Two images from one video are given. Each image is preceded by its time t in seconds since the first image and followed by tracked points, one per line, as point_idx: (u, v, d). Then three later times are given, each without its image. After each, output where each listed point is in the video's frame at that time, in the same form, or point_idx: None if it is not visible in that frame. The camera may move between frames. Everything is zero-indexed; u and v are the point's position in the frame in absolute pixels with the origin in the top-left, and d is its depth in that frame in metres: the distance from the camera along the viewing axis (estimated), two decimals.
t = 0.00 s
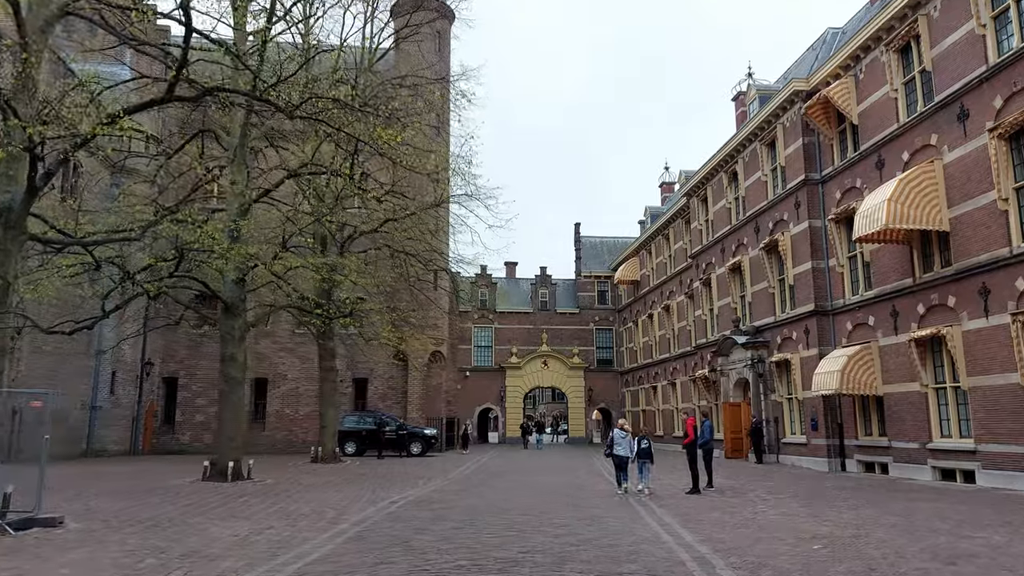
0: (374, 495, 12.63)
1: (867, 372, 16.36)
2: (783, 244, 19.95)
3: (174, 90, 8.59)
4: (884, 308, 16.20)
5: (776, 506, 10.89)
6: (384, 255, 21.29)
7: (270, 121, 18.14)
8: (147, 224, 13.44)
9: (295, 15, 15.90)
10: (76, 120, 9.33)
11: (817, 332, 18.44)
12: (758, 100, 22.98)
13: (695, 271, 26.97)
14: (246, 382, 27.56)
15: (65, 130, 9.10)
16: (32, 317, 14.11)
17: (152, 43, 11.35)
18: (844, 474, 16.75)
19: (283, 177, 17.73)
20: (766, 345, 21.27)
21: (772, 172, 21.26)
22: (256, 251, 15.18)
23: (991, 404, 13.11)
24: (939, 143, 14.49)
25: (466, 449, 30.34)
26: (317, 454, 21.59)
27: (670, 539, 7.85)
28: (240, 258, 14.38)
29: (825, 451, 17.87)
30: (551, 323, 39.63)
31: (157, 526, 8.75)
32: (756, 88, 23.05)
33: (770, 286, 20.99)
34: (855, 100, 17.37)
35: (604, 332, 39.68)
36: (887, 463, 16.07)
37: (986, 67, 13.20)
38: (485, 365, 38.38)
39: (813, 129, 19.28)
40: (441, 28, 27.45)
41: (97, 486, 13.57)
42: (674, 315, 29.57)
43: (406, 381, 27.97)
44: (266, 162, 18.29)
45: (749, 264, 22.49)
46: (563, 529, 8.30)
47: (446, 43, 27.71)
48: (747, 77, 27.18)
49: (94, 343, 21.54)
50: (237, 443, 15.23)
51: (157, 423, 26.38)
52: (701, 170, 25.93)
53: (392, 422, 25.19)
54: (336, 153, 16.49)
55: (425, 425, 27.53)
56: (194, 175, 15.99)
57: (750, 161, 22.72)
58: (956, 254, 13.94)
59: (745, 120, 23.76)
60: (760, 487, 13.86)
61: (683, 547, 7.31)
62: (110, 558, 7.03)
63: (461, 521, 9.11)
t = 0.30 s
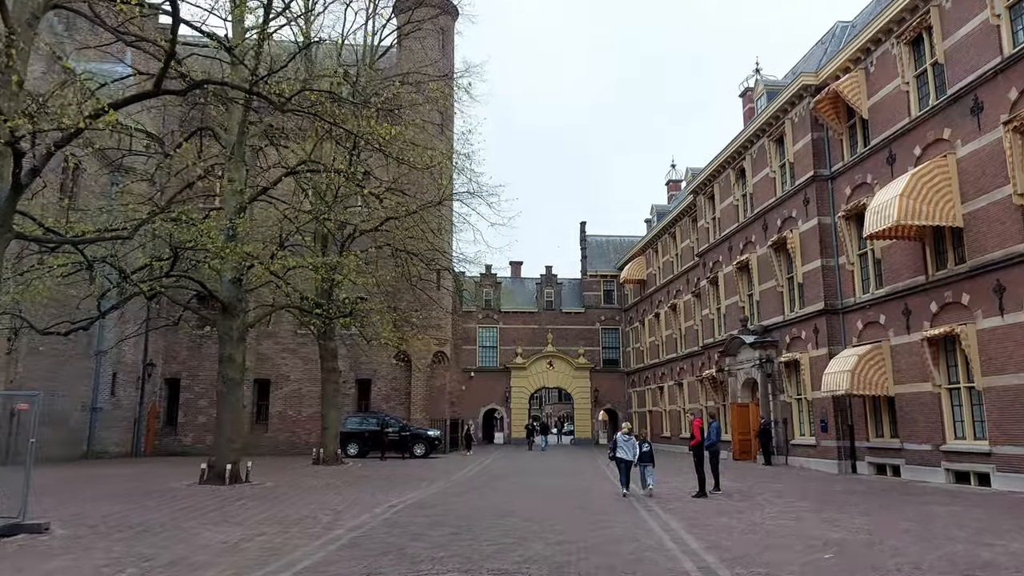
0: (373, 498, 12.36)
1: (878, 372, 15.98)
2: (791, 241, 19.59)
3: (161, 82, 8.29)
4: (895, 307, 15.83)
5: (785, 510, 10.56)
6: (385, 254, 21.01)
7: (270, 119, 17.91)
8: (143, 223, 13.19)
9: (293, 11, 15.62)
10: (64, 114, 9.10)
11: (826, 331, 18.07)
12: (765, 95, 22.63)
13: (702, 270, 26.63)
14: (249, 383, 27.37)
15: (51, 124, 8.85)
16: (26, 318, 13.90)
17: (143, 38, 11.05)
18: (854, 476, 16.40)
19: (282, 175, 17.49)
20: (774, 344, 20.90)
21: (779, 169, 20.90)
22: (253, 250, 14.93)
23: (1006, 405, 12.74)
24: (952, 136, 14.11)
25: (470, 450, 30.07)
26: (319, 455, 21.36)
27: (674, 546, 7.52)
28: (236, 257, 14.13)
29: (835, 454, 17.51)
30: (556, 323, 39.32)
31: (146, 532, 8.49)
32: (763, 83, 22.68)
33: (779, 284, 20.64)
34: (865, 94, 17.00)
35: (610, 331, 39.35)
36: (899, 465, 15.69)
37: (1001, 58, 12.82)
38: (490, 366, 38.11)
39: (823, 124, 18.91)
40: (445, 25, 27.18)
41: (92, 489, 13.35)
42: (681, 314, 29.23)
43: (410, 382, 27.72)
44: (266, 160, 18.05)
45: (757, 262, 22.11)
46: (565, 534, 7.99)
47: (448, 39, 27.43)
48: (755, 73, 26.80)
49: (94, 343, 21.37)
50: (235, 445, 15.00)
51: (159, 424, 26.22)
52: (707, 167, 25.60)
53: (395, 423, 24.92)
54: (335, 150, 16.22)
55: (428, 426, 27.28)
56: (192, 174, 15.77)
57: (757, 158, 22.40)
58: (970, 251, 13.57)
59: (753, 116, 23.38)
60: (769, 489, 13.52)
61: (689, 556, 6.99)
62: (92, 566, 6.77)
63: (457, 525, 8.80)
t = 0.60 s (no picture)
0: (367, 501, 12.06)
1: (885, 371, 15.62)
2: (796, 238, 19.24)
3: (142, 71, 8.02)
4: (902, 305, 15.47)
5: (790, 514, 10.22)
6: (383, 252, 20.72)
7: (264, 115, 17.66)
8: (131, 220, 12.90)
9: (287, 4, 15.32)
10: (45, 104, 8.80)
11: (832, 330, 17.72)
12: (769, 90, 22.28)
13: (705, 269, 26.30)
14: (247, 382, 27.12)
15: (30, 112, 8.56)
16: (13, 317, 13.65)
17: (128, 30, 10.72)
18: (859, 478, 16.05)
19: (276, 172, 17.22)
20: (778, 343, 20.56)
21: (783, 165, 20.55)
22: (245, 247, 14.64)
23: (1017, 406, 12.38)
24: (961, 130, 13.77)
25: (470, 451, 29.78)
26: (316, 456, 21.09)
27: (674, 553, 7.21)
28: (226, 255, 13.85)
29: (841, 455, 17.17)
30: (558, 322, 38.99)
31: (126, 537, 8.21)
32: (767, 78, 22.35)
33: (783, 282, 20.29)
34: (871, 87, 16.66)
35: (612, 331, 39.02)
36: (906, 467, 15.33)
37: (1011, 49, 12.46)
38: (491, 365, 37.82)
39: (828, 119, 18.57)
40: (445, 22, 26.93)
41: (80, 490, 13.10)
42: (684, 313, 28.89)
43: (410, 381, 27.44)
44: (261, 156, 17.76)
45: (760, 260, 21.78)
46: (561, 540, 7.68)
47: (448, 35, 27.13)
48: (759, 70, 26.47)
49: (89, 342, 21.16)
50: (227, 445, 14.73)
51: (156, 424, 25.98)
52: (710, 164, 25.27)
53: (394, 424, 24.63)
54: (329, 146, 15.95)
55: (428, 426, 26.99)
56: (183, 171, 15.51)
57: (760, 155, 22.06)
58: (979, 247, 13.23)
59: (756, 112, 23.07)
60: (772, 491, 13.19)
61: (688, 563, 6.67)
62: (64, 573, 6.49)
63: (449, 530, 8.49)
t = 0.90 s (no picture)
0: (359, 502, 11.82)
1: (887, 369, 15.35)
2: (796, 235, 18.99)
3: (122, 59, 7.75)
4: (905, 302, 15.19)
5: (790, 515, 9.97)
6: (378, 250, 20.49)
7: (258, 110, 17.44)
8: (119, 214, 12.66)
9: None
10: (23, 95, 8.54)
11: (834, 329, 17.45)
12: (770, 86, 22.03)
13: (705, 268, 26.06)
14: (244, 382, 26.89)
15: (5, 101, 8.33)
16: None
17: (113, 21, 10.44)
18: (861, 478, 15.80)
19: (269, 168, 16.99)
20: (779, 341, 20.29)
21: (784, 161, 20.30)
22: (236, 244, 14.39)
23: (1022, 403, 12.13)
24: (964, 123, 13.52)
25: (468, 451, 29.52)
26: (311, 457, 20.86)
27: (671, 556, 6.96)
28: (216, 252, 13.61)
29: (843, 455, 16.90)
30: (557, 322, 38.74)
31: (105, 539, 7.97)
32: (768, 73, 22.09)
33: (784, 280, 20.05)
34: (873, 81, 16.40)
35: (611, 330, 38.78)
36: (909, 467, 15.08)
37: (1016, 40, 12.21)
38: (490, 365, 37.58)
39: (829, 114, 18.32)
40: (442, 18, 26.73)
41: (68, 491, 12.90)
42: (684, 312, 28.64)
43: (407, 381, 27.20)
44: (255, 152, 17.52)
45: (761, 258, 21.53)
46: (554, 542, 7.43)
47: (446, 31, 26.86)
48: (759, 66, 26.23)
49: (82, 341, 20.95)
50: (218, 445, 14.50)
51: (152, 424, 25.73)
52: (710, 161, 25.03)
53: (391, 423, 24.40)
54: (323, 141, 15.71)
55: (425, 426, 26.75)
56: (175, 166, 15.29)
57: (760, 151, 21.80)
58: (983, 242, 12.98)
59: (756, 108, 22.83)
60: (773, 492, 12.94)
61: (684, 566, 6.42)
62: None
63: (440, 532, 8.25)
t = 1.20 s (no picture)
0: (349, 505, 11.56)
1: (890, 368, 15.05)
2: (798, 232, 18.69)
3: (97, 50, 7.47)
4: (908, 299, 14.89)
5: (791, 518, 9.68)
6: (373, 248, 20.27)
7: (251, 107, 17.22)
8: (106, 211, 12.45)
9: None
10: None
11: (835, 327, 17.16)
12: (771, 81, 21.73)
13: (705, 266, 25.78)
14: (240, 382, 26.68)
15: None
16: None
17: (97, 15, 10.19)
18: (864, 479, 15.51)
19: (262, 165, 16.78)
20: (780, 340, 20.00)
21: (785, 156, 20.00)
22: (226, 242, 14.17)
23: None
24: (969, 116, 13.22)
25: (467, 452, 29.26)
26: (306, 458, 20.61)
27: (665, 561, 6.67)
28: (203, 250, 13.39)
29: (845, 455, 16.62)
30: (557, 321, 38.48)
31: (82, 544, 7.70)
32: (769, 68, 21.80)
33: (785, 278, 19.76)
34: (875, 75, 16.11)
35: (612, 329, 38.48)
36: (912, 467, 14.79)
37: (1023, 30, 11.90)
38: (490, 365, 37.33)
39: (831, 109, 18.04)
40: (439, 15, 26.48)
41: (55, 493, 12.67)
42: (686, 311, 28.37)
43: (405, 381, 26.94)
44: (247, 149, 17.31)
45: (762, 255, 21.24)
46: (545, 547, 7.16)
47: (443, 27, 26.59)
48: (760, 62, 25.92)
49: (75, 341, 20.72)
50: (209, 447, 14.28)
51: (147, 425, 25.50)
52: (710, 158, 24.75)
53: (388, 424, 24.14)
54: (315, 138, 15.49)
55: (423, 427, 26.48)
56: (165, 162, 15.08)
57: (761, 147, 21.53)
58: (988, 238, 12.68)
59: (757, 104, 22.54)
60: (774, 493, 12.67)
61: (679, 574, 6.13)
62: None
63: (427, 536, 7.97)
